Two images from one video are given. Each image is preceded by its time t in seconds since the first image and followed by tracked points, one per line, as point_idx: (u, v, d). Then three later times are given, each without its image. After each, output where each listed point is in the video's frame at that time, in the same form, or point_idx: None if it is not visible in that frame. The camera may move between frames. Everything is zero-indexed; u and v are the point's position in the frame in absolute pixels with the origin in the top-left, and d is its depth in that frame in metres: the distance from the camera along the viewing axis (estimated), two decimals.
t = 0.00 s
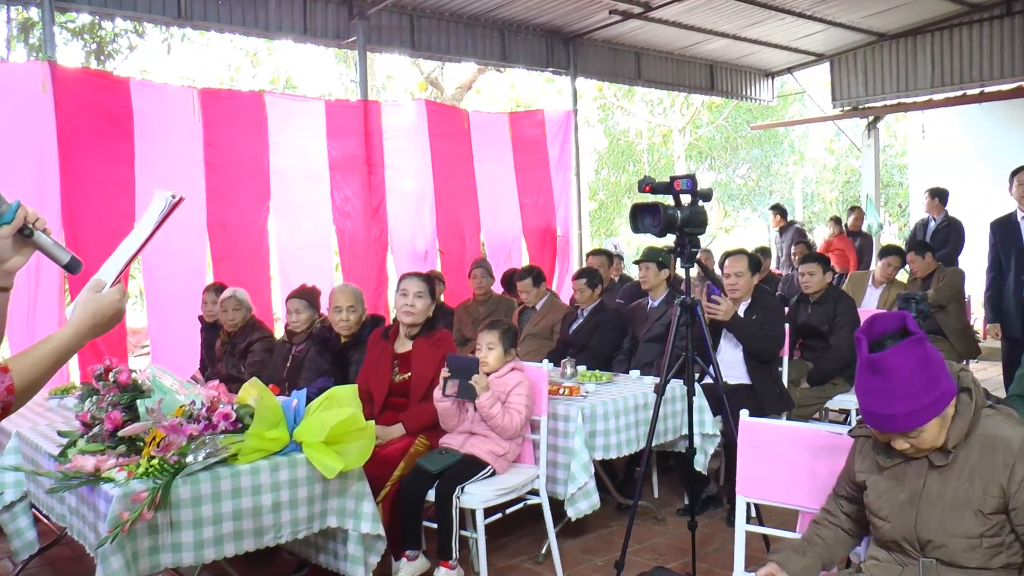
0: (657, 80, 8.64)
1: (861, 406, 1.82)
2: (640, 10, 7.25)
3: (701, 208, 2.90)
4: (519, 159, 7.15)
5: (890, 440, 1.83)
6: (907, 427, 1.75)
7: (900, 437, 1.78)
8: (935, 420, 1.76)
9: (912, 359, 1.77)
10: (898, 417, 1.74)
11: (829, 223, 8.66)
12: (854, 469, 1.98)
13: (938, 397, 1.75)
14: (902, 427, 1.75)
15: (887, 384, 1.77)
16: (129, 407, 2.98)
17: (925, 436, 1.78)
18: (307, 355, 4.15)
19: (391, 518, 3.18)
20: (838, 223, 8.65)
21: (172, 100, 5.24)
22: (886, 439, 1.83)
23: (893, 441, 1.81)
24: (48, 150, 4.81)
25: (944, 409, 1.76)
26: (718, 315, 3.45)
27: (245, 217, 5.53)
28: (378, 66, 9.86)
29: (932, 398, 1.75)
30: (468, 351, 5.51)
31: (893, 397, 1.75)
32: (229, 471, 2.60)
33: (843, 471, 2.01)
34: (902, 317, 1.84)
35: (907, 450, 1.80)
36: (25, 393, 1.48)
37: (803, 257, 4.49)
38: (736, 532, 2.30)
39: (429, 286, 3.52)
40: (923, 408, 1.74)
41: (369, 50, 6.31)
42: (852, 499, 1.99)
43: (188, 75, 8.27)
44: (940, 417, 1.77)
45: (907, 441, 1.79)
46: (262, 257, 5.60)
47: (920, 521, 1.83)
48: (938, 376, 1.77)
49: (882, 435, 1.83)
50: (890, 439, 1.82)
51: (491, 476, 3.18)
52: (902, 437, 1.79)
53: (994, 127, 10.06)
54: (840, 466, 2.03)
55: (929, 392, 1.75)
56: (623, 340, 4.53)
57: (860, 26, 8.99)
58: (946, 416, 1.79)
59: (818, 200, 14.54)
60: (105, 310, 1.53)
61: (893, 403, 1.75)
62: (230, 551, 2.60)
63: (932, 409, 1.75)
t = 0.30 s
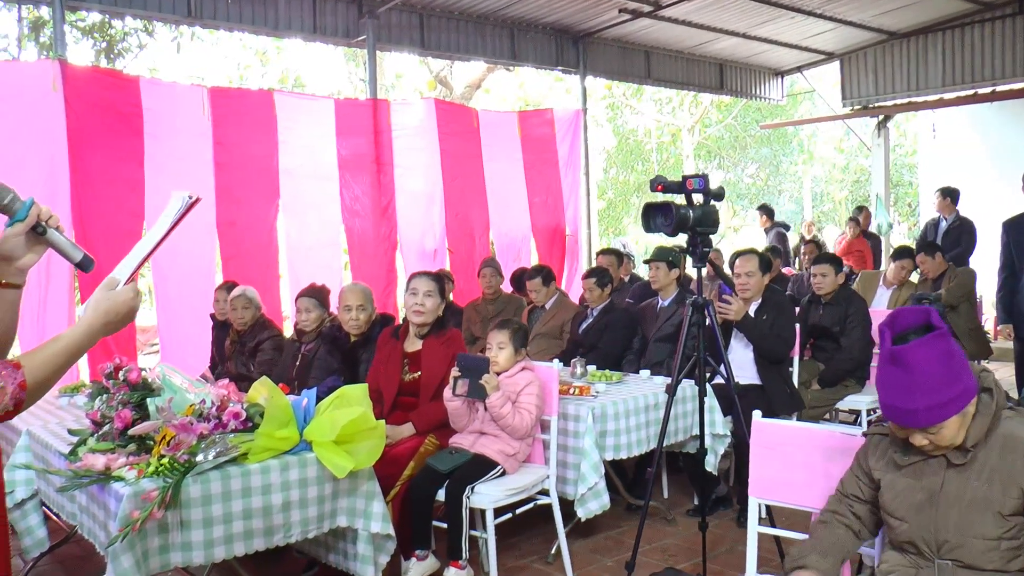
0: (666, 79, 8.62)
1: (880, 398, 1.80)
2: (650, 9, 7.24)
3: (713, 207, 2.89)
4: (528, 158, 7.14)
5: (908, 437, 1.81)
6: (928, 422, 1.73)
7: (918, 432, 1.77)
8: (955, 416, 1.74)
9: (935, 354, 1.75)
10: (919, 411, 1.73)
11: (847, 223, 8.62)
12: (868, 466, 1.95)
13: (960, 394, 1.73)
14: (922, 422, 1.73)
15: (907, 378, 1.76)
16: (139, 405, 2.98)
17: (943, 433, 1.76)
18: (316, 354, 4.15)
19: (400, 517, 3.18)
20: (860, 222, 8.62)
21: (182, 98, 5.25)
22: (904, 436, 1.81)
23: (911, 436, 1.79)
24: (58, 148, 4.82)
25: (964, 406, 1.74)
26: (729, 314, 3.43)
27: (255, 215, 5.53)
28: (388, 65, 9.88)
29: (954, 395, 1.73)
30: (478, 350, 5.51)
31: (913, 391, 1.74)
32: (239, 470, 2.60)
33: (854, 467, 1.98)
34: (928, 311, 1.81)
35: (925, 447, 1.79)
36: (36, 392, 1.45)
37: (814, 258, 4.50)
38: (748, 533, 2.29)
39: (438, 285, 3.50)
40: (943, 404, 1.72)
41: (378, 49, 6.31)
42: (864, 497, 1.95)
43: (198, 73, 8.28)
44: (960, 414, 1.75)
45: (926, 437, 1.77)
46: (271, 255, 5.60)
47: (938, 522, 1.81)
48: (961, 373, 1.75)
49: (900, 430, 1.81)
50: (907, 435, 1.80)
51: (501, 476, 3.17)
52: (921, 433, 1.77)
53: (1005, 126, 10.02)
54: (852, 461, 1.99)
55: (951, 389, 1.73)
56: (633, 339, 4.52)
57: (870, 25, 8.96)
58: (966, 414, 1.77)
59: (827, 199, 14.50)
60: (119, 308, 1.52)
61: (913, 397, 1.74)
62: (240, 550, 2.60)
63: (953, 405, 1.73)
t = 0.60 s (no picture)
0: (675, 78, 8.60)
1: (907, 392, 1.79)
2: (660, 8, 7.23)
3: (725, 207, 2.88)
4: (537, 157, 7.13)
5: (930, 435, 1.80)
6: (956, 419, 1.72)
7: (942, 430, 1.76)
8: (979, 415, 1.74)
9: (965, 350, 1.74)
10: (945, 407, 1.72)
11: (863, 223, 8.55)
12: (883, 465, 1.94)
13: (986, 394, 1.73)
14: (948, 419, 1.72)
15: (935, 373, 1.75)
16: (149, 403, 2.98)
17: (968, 431, 1.75)
18: (325, 353, 4.15)
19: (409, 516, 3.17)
20: (875, 222, 8.57)
21: (191, 97, 5.26)
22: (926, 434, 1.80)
23: (934, 434, 1.78)
24: (68, 146, 4.83)
25: (989, 406, 1.74)
26: (739, 315, 3.42)
27: (263, 214, 5.53)
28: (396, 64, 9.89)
29: (980, 393, 1.73)
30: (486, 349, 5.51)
31: (941, 387, 1.73)
32: (248, 468, 2.60)
33: (868, 465, 1.96)
34: (959, 307, 1.80)
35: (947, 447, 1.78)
36: (50, 385, 1.45)
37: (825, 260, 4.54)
38: (759, 535, 2.28)
39: (446, 284, 3.49)
40: (969, 402, 1.72)
41: (387, 47, 6.30)
42: (876, 495, 1.93)
43: (207, 72, 8.31)
44: (985, 413, 1.75)
45: (950, 435, 1.76)
46: (280, 253, 5.60)
47: (956, 523, 1.80)
48: (988, 371, 1.75)
49: (923, 427, 1.80)
50: (931, 433, 1.79)
51: (510, 476, 3.16)
52: (945, 430, 1.76)
53: (1016, 126, 9.97)
54: (865, 460, 1.97)
55: (978, 387, 1.72)
56: (642, 339, 4.51)
57: (880, 24, 8.93)
58: (991, 414, 1.77)
59: (836, 199, 14.45)
60: (128, 301, 1.52)
61: (940, 392, 1.73)
62: (249, 549, 2.60)
63: (979, 403, 1.72)
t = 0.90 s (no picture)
0: (683, 78, 8.58)
1: (927, 384, 1.76)
2: (668, 7, 7.22)
3: (733, 207, 2.88)
4: (544, 156, 7.13)
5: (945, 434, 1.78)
6: (977, 411, 1.69)
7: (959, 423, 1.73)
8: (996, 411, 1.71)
9: (987, 342, 1.71)
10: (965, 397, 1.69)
11: (880, 223, 8.55)
12: (895, 460, 1.92)
13: (1005, 389, 1.70)
14: (966, 411, 1.69)
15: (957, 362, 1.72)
16: (156, 401, 2.98)
17: (986, 427, 1.73)
18: (333, 351, 4.16)
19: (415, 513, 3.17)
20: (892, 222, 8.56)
21: (199, 95, 5.26)
22: (941, 430, 1.77)
23: (950, 430, 1.75)
24: (77, 144, 4.84)
25: (1007, 402, 1.71)
26: (748, 315, 3.40)
27: (271, 212, 5.54)
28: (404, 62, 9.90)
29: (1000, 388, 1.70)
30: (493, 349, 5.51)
31: (962, 377, 1.70)
32: (255, 467, 2.60)
33: (880, 461, 1.94)
34: (983, 300, 1.77)
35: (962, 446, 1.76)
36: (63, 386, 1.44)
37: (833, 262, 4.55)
38: (767, 537, 2.28)
39: (452, 283, 3.50)
40: (989, 396, 1.69)
41: (395, 46, 6.30)
42: (888, 490, 1.92)
43: (215, 70, 8.31)
44: (1004, 409, 1.72)
45: (965, 430, 1.73)
46: (288, 252, 5.62)
47: (969, 521, 1.79)
48: (1007, 366, 1.72)
49: (939, 422, 1.77)
50: (946, 430, 1.77)
51: (518, 475, 3.16)
52: (964, 425, 1.73)
53: None
54: (877, 455, 1.95)
55: (998, 381, 1.70)
56: (650, 338, 4.52)
57: (889, 24, 8.90)
58: (1007, 412, 1.75)
59: (843, 199, 14.41)
60: (143, 302, 1.53)
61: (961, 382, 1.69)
62: (256, 548, 2.60)
63: (998, 397, 1.70)
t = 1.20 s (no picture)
0: (690, 78, 8.57)
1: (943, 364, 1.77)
2: (675, 7, 7.21)
3: (740, 208, 2.86)
4: (550, 156, 7.12)
5: (959, 422, 1.75)
6: (986, 391, 1.69)
7: (972, 405, 1.72)
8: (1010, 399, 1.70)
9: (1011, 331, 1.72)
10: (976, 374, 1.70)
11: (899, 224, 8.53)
12: (907, 473, 1.87)
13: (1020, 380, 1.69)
14: (977, 387, 1.69)
15: (974, 342, 1.73)
16: (161, 399, 2.97)
17: (1002, 415, 1.71)
18: (337, 350, 4.15)
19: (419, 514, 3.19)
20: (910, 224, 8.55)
21: (206, 93, 5.26)
22: (953, 421, 1.75)
23: (964, 418, 1.73)
24: (83, 142, 4.84)
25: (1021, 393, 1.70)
26: (752, 317, 3.38)
27: (276, 211, 5.54)
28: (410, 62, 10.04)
29: (1015, 376, 1.69)
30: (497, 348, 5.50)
31: (978, 355, 1.71)
32: (260, 466, 2.59)
33: (892, 476, 1.89)
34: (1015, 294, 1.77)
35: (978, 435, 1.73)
36: (68, 388, 1.43)
37: (837, 263, 4.53)
38: (773, 539, 2.26)
39: (454, 281, 3.48)
40: (1002, 379, 1.69)
41: (402, 45, 6.30)
42: (903, 505, 1.87)
43: (222, 68, 8.32)
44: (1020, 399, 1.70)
45: (979, 416, 1.72)
46: (292, 250, 5.61)
47: (984, 530, 1.77)
48: None
49: (952, 410, 1.75)
50: (960, 420, 1.75)
51: (523, 476, 3.16)
52: (978, 411, 1.72)
53: None
54: (888, 470, 1.90)
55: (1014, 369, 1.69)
56: (655, 339, 4.50)
57: (896, 25, 8.88)
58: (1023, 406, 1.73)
59: (849, 201, 14.33)
60: (149, 305, 1.54)
61: (976, 359, 1.71)
62: (261, 547, 2.59)
63: (1014, 384, 1.69)
